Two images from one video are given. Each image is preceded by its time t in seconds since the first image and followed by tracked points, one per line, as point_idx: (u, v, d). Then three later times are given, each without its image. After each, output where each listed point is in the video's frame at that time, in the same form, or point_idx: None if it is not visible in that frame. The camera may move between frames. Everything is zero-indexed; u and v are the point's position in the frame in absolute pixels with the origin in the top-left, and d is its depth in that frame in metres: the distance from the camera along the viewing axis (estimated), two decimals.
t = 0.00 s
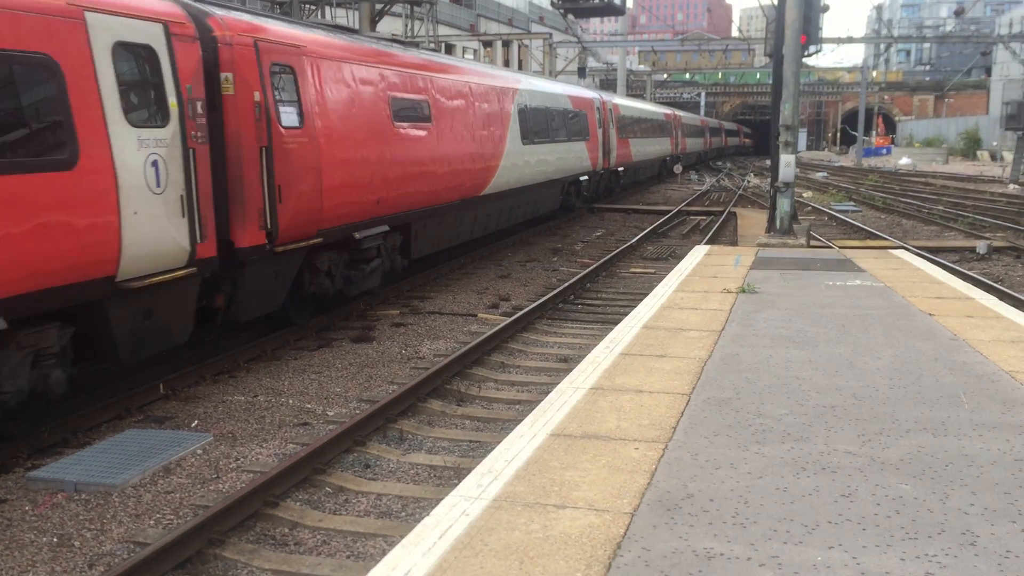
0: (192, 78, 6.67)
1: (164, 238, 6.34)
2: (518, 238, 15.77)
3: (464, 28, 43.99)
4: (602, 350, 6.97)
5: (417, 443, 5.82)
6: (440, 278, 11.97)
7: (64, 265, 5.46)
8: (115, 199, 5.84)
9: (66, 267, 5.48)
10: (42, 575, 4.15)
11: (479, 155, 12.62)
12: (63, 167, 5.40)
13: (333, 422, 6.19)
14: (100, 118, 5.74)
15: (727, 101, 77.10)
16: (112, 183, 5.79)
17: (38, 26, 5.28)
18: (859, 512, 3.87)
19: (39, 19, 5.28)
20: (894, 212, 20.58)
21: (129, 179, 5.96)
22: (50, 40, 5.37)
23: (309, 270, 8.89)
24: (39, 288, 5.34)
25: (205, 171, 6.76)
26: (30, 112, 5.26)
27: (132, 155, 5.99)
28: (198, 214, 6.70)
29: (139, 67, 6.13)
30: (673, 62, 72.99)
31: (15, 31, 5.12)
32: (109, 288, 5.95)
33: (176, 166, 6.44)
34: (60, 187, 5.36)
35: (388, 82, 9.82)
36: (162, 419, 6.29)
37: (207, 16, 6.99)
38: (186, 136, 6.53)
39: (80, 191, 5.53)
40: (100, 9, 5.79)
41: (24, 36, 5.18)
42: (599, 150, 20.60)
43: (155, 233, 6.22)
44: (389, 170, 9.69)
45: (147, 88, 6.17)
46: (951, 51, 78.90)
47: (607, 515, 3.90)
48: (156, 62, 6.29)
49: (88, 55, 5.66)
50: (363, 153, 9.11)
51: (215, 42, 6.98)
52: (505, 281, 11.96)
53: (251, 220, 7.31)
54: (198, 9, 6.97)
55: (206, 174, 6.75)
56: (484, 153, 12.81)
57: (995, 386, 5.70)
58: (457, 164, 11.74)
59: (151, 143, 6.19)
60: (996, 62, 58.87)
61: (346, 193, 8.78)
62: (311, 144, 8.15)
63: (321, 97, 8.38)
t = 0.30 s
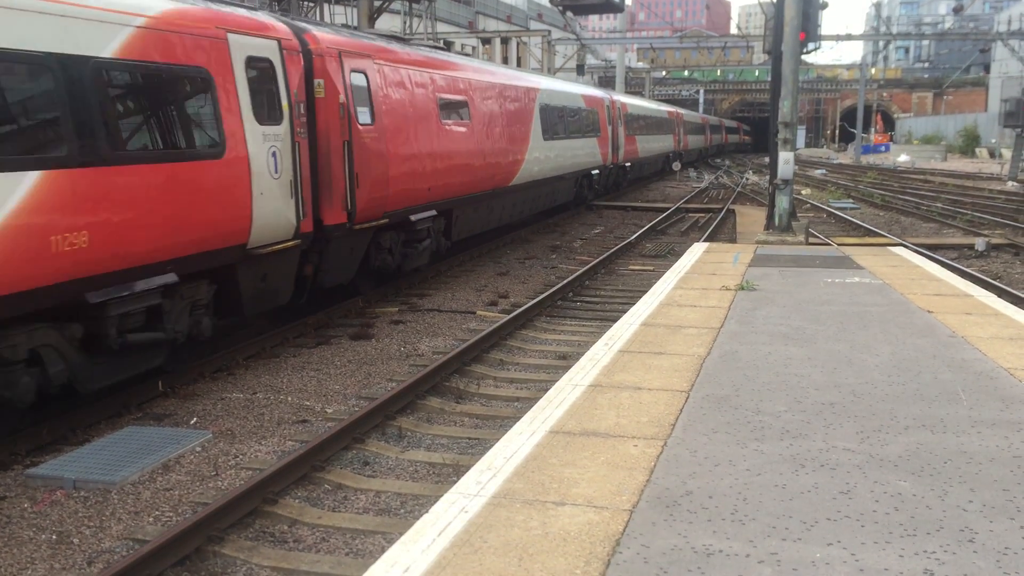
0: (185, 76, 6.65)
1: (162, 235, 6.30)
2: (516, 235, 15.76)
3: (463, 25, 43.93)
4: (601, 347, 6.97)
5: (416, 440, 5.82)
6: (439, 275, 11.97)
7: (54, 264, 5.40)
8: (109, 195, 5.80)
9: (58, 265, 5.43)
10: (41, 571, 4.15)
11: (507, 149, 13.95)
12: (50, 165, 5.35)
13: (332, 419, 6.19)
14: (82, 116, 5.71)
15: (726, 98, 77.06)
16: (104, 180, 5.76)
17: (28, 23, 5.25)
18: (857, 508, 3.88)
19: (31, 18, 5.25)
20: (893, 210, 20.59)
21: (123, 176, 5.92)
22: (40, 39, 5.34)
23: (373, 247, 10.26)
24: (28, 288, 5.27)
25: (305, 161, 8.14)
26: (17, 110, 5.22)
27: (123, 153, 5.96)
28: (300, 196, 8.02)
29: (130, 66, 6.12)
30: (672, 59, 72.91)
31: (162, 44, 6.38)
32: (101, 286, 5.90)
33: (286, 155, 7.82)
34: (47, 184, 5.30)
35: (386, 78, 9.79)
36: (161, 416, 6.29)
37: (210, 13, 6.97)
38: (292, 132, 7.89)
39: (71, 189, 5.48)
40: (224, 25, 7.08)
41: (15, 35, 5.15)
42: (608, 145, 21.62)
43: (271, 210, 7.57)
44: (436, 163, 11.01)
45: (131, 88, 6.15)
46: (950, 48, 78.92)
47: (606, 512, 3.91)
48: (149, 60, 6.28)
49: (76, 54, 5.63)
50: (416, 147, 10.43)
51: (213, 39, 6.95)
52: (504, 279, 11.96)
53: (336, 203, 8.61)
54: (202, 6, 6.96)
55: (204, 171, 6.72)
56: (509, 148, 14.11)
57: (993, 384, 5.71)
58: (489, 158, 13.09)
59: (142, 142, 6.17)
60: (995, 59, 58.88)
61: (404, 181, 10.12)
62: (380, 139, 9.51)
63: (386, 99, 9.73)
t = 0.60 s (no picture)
0: (177, 76, 6.65)
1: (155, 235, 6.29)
2: (515, 234, 15.76)
3: (461, 24, 43.89)
4: (600, 346, 6.96)
5: (414, 439, 5.82)
6: (438, 274, 11.97)
7: (44, 261, 5.38)
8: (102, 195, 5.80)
9: (45, 265, 5.41)
10: (40, 571, 4.15)
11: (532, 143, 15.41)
12: (43, 163, 5.36)
13: (331, 418, 6.18)
14: (73, 115, 5.71)
15: (724, 96, 77.01)
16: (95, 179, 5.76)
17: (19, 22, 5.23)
18: (855, 507, 3.88)
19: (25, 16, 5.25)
20: (892, 208, 20.59)
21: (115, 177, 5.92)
22: (32, 39, 5.33)
23: (422, 231, 11.64)
24: (16, 287, 5.25)
25: (374, 155, 9.52)
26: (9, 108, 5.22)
27: (113, 152, 5.95)
28: (370, 184, 9.45)
29: (123, 66, 6.11)
30: (670, 57, 72.87)
31: (274, 59, 7.79)
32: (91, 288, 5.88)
33: (362, 150, 9.24)
34: (36, 181, 5.29)
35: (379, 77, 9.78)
36: (160, 416, 6.28)
37: (205, 14, 6.98)
38: (365, 130, 9.30)
39: (61, 186, 5.47)
40: (317, 41, 8.49)
41: (8, 33, 5.14)
42: (618, 144, 22.75)
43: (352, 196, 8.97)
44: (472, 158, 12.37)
45: (125, 88, 6.15)
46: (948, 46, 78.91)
47: (605, 511, 3.91)
48: (141, 60, 6.26)
49: (68, 53, 5.62)
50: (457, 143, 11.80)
51: (208, 39, 6.96)
52: (503, 278, 11.96)
53: (396, 192, 9.98)
54: (198, 7, 6.98)
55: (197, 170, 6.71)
56: (532, 144, 15.44)
57: (992, 382, 5.70)
58: (516, 153, 14.43)
59: (133, 142, 6.16)
60: (993, 57, 58.88)
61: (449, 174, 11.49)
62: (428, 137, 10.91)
63: (435, 101, 11.16)
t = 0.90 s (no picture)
0: (171, 77, 6.62)
1: (149, 237, 6.27)
2: (514, 235, 15.76)
3: (459, 25, 43.86)
4: (598, 347, 6.97)
5: (413, 440, 5.82)
6: (437, 275, 11.97)
7: (38, 266, 5.35)
8: (95, 198, 5.77)
9: (40, 269, 5.38)
10: (39, 573, 4.14)
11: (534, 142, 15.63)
12: (37, 166, 5.34)
13: (330, 419, 6.18)
14: (66, 117, 5.68)
15: (722, 97, 77.03)
16: (89, 181, 5.73)
17: (10, 25, 5.20)
18: (854, 507, 3.88)
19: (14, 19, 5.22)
20: (890, 208, 20.60)
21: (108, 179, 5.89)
22: (23, 41, 5.30)
23: (461, 220, 13.15)
24: (8, 291, 5.21)
25: (424, 151, 10.88)
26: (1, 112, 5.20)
27: (107, 154, 5.92)
28: (425, 178, 10.88)
29: (116, 67, 6.07)
30: (669, 58, 72.86)
31: (352, 72, 9.23)
32: (83, 292, 5.85)
33: (417, 148, 10.62)
34: (30, 184, 5.26)
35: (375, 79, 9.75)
36: (159, 417, 6.28)
37: (198, 15, 6.95)
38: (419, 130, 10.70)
39: (54, 190, 5.44)
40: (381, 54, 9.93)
41: None
42: (625, 143, 24.01)
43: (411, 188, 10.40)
44: (502, 155, 13.75)
45: (118, 89, 6.12)
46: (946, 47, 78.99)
47: (604, 511, 3.91)
48: (134, 61, 6.23)
49: (61, 55, 5.59)
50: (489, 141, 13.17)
51: (202, 40, 6.93)
52: (501, 278, 11.96)
53: (441, 183, 11.32)
54: (192, 8, 6.95)
55: (191, 171, 6.69)
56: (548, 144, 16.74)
57: (990, 382, 5.71)
58: (536, 152, 15.75)
59: (126, 143, 6.13)
60: (991, 58, 58.93)
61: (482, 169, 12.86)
62: (465, 136, 12.29)
63: (472, 105, 12.60)
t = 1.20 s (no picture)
0: (166, 78, 6.62)
1: (142, 240, 6.25)
2: (512, 237, 15.77)
3: (457, 27, 43.81)
4: (597, 348, 6.98)
5: (411, 442, 5.81)
6: (435, 277, 11.96)
7: (26, 269, 5.32)
8: (86, 201, 5.74)
9: (29, 272, 5.35)
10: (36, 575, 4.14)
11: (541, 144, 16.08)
12: (27, 168, 5.31)
13: (329, 421, 6.18)
14: (60, 118, 5.67)
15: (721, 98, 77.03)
16: (81, 183, 5.71)
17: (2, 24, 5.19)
18: (852, 508, 3.88)
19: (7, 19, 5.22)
20: (888, 210, 20.60)
21: (101, 182, 5.87)
22: (16, 41, 5.29)
23: (490, 212, 14.59)
24: None
25: (462, 150, 12.35)
26: None
27: (101, 156, 5.92)
28: (463, 173, 12.35)
29: (111, 69, 6.08)
30: (667, 60, 72.81)
31: (407, 80, 10.64)
32: (74, 294, 5.82)
33: (457, 147, 12.07)
34: (18, 188, 5.23)
35: (370, 80, 9.75)
36: (156, 420, 6.27)
37: (193, 16, 6.95)
38: (457, 132, 12.12)
39: (44, 193, 5.40)
40: (431, 64, 11.37)
41: None
42: (630, 144, 25.35)
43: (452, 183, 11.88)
44: (526, 154, 15.16)
45: (113, 91, 6.11)
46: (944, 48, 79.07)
47: (601, 513, 3.91)
48: (129, 62, 6.22)
49: (55, 56, 5.59)
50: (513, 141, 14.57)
51: (197, 41, 6.93)
52: (499, 280, 11.96)
53: (475, 179, 12.81)
54: (186, 9, 6.95)
55: (186, 173, 6.68)
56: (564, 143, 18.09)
57: (988, 383, 5.71)
58: (553, 151, 17.15)
59: (121, 145, 6.12)
60: (989, 59, 58.99)
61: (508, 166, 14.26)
62: (495, 137, 13.70)
63: (501, 109, 14.05)
